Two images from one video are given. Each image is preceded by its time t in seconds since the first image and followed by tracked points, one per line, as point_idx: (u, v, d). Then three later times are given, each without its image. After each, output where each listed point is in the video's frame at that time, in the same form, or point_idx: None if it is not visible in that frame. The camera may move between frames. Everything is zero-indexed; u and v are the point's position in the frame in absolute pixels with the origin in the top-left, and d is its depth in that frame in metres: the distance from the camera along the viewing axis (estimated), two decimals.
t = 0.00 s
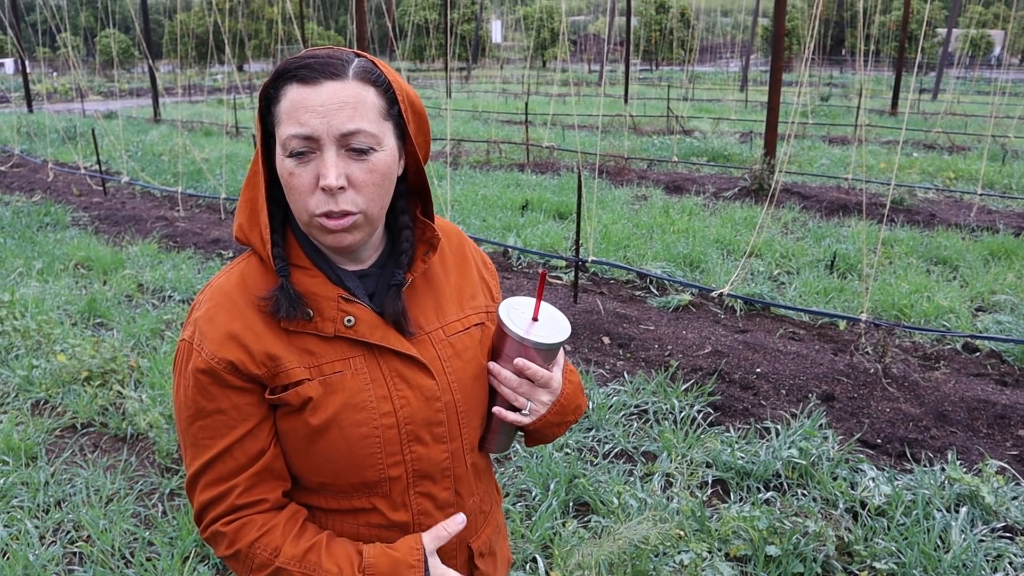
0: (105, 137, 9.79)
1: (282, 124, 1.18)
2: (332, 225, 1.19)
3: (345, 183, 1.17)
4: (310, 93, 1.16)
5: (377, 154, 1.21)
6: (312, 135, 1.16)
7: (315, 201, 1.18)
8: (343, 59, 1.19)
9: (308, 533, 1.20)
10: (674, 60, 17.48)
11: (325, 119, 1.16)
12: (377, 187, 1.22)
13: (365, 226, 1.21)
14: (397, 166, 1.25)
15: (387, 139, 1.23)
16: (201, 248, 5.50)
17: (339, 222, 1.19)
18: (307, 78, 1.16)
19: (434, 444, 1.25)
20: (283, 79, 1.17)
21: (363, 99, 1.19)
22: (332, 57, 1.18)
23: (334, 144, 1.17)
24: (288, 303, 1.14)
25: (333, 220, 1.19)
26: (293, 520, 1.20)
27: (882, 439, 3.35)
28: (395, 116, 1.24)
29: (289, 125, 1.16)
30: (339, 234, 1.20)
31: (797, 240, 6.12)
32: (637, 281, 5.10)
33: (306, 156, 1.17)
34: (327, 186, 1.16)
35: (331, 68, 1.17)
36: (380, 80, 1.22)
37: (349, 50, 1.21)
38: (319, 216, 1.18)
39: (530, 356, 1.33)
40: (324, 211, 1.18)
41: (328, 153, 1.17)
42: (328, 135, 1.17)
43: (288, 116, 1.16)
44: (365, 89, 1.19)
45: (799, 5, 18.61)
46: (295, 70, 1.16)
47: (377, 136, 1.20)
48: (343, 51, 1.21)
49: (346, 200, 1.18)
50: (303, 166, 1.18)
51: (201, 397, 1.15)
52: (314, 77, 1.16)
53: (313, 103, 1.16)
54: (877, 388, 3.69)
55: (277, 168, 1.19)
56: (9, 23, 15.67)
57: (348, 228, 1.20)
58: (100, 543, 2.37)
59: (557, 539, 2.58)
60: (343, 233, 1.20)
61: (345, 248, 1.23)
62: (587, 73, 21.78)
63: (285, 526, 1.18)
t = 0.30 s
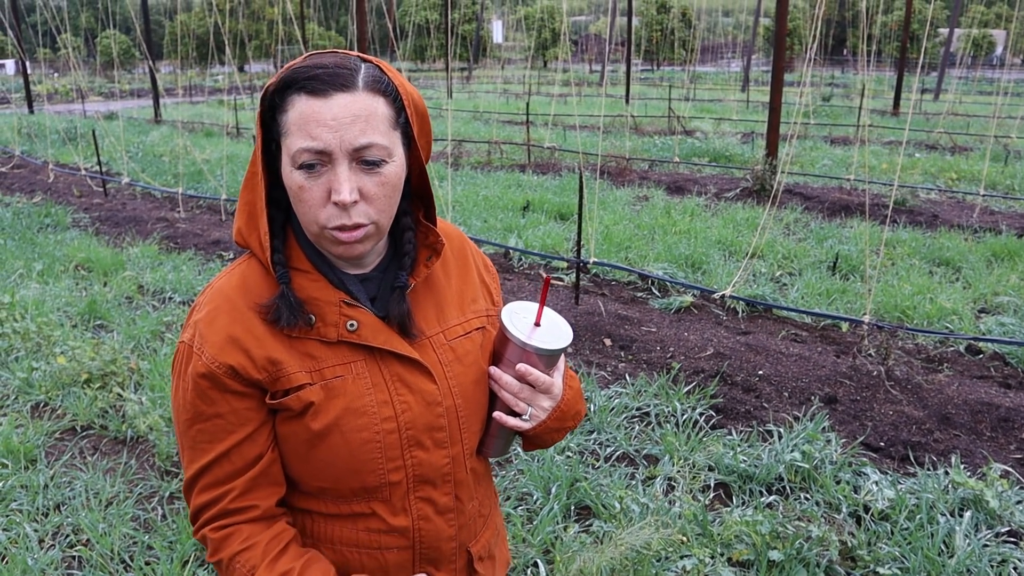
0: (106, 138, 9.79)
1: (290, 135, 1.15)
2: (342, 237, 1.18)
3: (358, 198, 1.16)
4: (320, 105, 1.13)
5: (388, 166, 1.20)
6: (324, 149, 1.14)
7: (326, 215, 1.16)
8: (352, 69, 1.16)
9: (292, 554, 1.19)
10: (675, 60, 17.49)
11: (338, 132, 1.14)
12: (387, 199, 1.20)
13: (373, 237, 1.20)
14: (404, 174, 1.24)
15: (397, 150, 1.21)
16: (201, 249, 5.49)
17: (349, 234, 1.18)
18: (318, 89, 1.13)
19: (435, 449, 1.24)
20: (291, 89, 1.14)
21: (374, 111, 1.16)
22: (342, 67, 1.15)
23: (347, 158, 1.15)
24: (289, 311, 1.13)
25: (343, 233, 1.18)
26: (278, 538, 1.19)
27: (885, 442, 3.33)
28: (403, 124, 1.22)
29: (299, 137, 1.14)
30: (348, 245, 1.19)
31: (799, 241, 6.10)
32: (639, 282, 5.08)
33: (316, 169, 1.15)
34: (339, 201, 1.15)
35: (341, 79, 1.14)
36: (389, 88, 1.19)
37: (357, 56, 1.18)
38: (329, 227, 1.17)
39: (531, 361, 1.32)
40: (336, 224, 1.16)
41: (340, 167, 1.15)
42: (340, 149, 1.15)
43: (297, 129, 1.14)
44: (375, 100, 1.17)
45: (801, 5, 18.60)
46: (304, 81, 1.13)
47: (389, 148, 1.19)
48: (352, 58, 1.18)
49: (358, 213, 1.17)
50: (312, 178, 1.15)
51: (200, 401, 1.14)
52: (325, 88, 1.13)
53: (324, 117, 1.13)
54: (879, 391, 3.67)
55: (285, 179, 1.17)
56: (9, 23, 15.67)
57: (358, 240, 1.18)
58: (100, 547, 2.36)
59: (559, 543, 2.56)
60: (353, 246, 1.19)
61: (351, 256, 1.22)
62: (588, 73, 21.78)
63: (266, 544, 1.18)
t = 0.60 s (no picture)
0: (104, 137, 9.76)
1: (267, 144, 1.12)
2: (322, 250, 1.16)
3: (339, 210, 1.13)
4: (298, 113, 1.10)
5: (370, 175, 1.17)
6: (302, 158, 1.11)
7: (305, 227, 1.14)
8: (332, 74, 1.13)
9: None
10: (675, 60, 17.46)
11: (316, 141, 1.11)
12: (370, 209, 1.18)
13: (355, 249, 1.18)
14: (388, 182, 1.22)
15: (380, 158, 1.18)
16: (198, 249, 5.46)
17: (330, 246, 1.16)
18: (295, 96, 1.10)
19: (421, 467, 1.21)
20: (267, 95, 1.11)
21: (355, 118, 1.14)
22: (320, 72, 1.12)
23: (326, 167, 1.13)
24: (267, 327, 1.11)
25: (323, 245, 1.15)
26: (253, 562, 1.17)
27: (887, 447, 3.29)
28: (385, 130, 1.20)
29: (276, 146, 1.11)
30: (329, 257, 1.17)
31: (800, 242, 6.07)
32: (638, 284, 5.04)
33: (295, 180, 1.12)
34: (319, 213, 1.12)
35: (320, 85, 1.11)
36: (371, 93, 1.16)
37: (337, 61, 1.15)
38: (310, 241, 1.14)
39: (519, 374, 1.30)
40: (316, 236, 1.14)
41: (319, 177, 1.13)
42: (319, 158, 1.12)
43: (275, 137, 1.11)
44: (356, 106, 1.14)
45: (802, 5, 18.56)
46: (280, 87, 1.10)
47: (371, 156, 1.16)
48: (330, 63, 1.15)
49: (339, 225, 1.15)
50: (290, 190, 1.13)
51: (173, 423, 1.12)
52: (301, 94, 1.10)
53: (302, 125, 1.10)
54: (880, 396, 3.64)
55: (262, 190, 1.14)
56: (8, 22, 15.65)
57: (339, 253, 1.16)
58: (89, 554, 2.32)
59: (554, 551, 2.53)
60: (336, 258, 1.17)
61: (331, 269, 1.19)
62: (589, 72, 21.74)
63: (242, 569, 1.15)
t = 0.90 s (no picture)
0: (101, 134, 9.71)
1: (230, 148, 1.10)
2: (294, 259, 1.15)
3: (312, 216, 1.13)
4: (262, 114, 1.09)
5: (342, 178, 1.17)
6: (270, 161, 1.10)
7: (277, 235, 1.12)
8: (295, 73, 1.12)
9: None
10: (676, 58, 17.39)
11: (285, 142, 1.10)
12: (343, 213, 1.18)
13: (331, 256, 1.18)
14: (360, 184, 1.22)
15: (350, 159, 1.18)
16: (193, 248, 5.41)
17: (303, 255, 1.15)
18: (257, 96, 1.09)
19: (402, 488, 1.21)
20: (228, 96, 1.10)
21: (323, 116, 1.13)
22: (281, 70, 1.12)
23: (296, 171, 1.12)
24: (233, 346, 1.10)
25: (295, 254, 1.14)
26: None
27: (889, 452, 3.25)
28: (353, 129, 1.20)
29: (240, 150, 1.10)
30: (301, 268, 1.15)
31: (802, 242, 6.01)
32: (638, 284, 4.99)
33: (263, 187, 1.11)
34: (292, 220, 1.11)
35: (284, 84, 1.11)
36: (336, 92, 1.16)
37: (298, 59, 1.15)
38: (281, 250, 1.13)
39: (504, 388, 1.28)
40: (287, 245, 1.13)
41: (289, 182, 1.12)
42: (288, 161, 1.11)
43: (239, 141, 1.10)
44: (324, 104, 1.14)
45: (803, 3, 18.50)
46: (241, 87, 1.09)
47: (341, 156, 1.16)
48: (291, 61, 1.14)
49: (313, 231, 1.13)
50: (258, 197, 1.12)
51: (137, 450, 1.12)
52: (265, 94, 1.09)
53: (268, 126, 1.09)
54: (883, 399, 3.59)
55: (227, 198, 1.13)
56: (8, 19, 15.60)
57: (311, 263, 1.15)
58: (76, 561, 2.28)
59: (550, 559, 2.49)
60: (310, 267, 1.16)
61: (301, 281, 1.18)
62: (590, 70, 21.66)
63: None
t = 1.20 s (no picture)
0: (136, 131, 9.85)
1: (245, 160, 1.08)
2: (314, 272, 1.13)
3: (334, 230, 1.12)
4: (280, 123, 1.07)
5: (362, 190, 1.16)
6: (290, 175, 1.08)
7: (296, 250, 1.11)
8: (312, 79, 1.10)
9: None
10: (709, 49, 17.14)
11: (305, 153, 1.08)
12: (362, 225, 1.17)
13: (348, 270, 1.17)
14: (377, 193, 1.21)
15: (369, 168, 1.17)
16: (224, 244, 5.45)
17: (323, 269, 1.14)
18: (273, 104, 1.07)
19: (422, 511, 1.22)
20: (241, 105, 1.07)
21: (343, 124, 1.11)
22: (297, 76, 1.09)
23: (317, 183, 1.10)
24: (241, 369, 1.09)
25: (314, 268, 1.13)
26: None
27: (930, 458, 3.13)
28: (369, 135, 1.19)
29: (256, 162, 1.07)
30: (321, 282, 1.15)
31: (838, 238, 5.86)
32: (671, 282, 4.89)
33: (281, 200, 1.09)
34: (314, 235, 1.10)
35: (301, 90, 1.08)
36: (353, 97, 1.14)
37: (313, 63, 1.13)
38: (299, 265, 1.12)
39: (527, 403, 1.30)
40: (307, 260, 1.12)
41: (309, 195, 1.10)
42: (309, 174, 1.09)
43: (255, 154, 1.07)
44: (342, 110, 1.12)
45: None
46: (255, 95, 1.07)
47: (361, 165, 1.14)
48: (305, 66, 1.12)
49: (334, 245, 1.13)
50: (275, 211, 1.10)
51: (137, 478, 1.11)
52: (282, 102, 1.07)
53: (286, 137, 1.07)
54: (923, 402, 3.46)
55: (241, 212, 1.10)
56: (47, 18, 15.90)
57: (332, 276, 1.14)
58: (101, 561, 2.28)
59: (578, 567, 2.44)
60: (330, 280, 1.15)
61: (312, 296, 1.18)
62: (622, 63, 21.46)
63: None
